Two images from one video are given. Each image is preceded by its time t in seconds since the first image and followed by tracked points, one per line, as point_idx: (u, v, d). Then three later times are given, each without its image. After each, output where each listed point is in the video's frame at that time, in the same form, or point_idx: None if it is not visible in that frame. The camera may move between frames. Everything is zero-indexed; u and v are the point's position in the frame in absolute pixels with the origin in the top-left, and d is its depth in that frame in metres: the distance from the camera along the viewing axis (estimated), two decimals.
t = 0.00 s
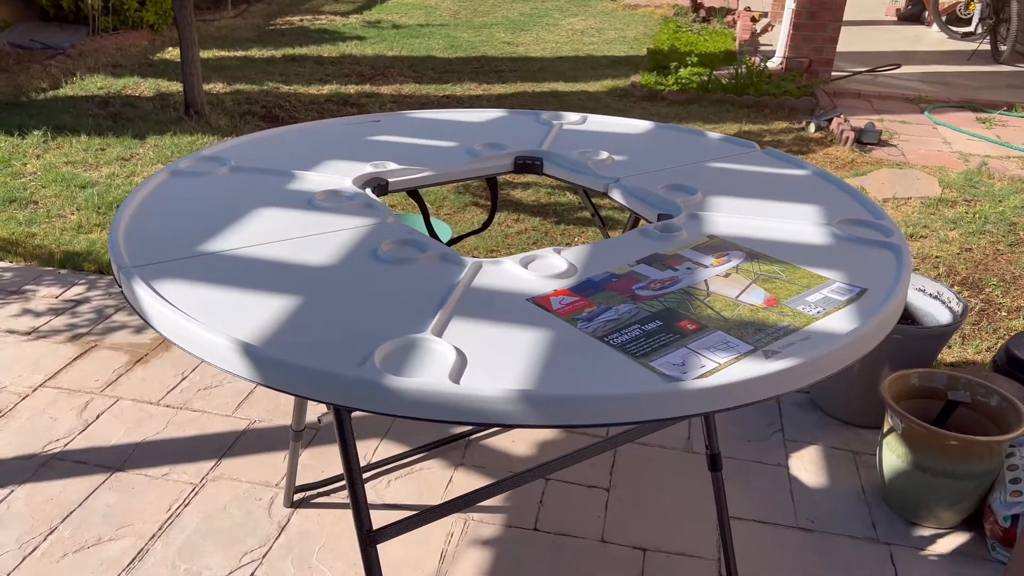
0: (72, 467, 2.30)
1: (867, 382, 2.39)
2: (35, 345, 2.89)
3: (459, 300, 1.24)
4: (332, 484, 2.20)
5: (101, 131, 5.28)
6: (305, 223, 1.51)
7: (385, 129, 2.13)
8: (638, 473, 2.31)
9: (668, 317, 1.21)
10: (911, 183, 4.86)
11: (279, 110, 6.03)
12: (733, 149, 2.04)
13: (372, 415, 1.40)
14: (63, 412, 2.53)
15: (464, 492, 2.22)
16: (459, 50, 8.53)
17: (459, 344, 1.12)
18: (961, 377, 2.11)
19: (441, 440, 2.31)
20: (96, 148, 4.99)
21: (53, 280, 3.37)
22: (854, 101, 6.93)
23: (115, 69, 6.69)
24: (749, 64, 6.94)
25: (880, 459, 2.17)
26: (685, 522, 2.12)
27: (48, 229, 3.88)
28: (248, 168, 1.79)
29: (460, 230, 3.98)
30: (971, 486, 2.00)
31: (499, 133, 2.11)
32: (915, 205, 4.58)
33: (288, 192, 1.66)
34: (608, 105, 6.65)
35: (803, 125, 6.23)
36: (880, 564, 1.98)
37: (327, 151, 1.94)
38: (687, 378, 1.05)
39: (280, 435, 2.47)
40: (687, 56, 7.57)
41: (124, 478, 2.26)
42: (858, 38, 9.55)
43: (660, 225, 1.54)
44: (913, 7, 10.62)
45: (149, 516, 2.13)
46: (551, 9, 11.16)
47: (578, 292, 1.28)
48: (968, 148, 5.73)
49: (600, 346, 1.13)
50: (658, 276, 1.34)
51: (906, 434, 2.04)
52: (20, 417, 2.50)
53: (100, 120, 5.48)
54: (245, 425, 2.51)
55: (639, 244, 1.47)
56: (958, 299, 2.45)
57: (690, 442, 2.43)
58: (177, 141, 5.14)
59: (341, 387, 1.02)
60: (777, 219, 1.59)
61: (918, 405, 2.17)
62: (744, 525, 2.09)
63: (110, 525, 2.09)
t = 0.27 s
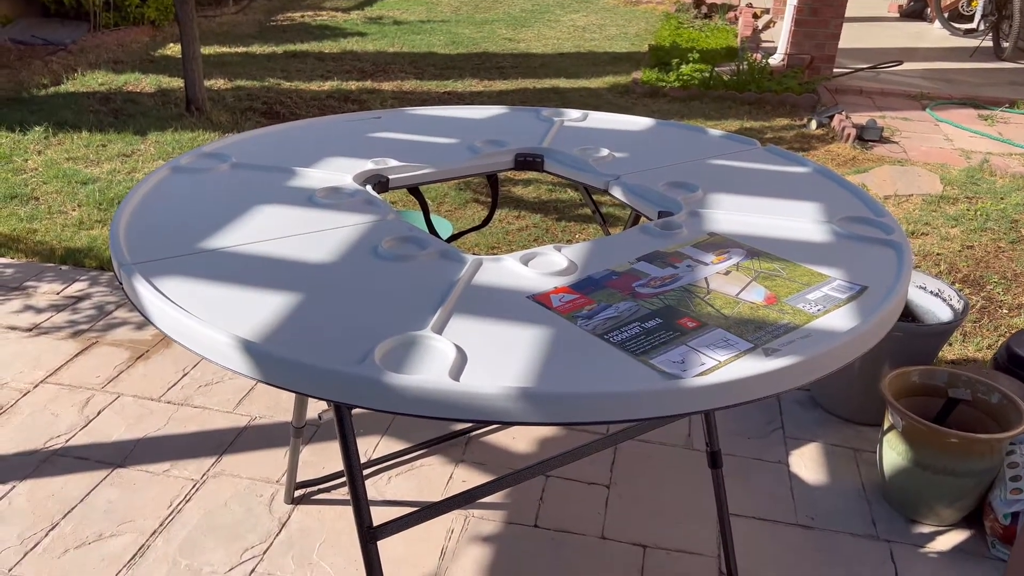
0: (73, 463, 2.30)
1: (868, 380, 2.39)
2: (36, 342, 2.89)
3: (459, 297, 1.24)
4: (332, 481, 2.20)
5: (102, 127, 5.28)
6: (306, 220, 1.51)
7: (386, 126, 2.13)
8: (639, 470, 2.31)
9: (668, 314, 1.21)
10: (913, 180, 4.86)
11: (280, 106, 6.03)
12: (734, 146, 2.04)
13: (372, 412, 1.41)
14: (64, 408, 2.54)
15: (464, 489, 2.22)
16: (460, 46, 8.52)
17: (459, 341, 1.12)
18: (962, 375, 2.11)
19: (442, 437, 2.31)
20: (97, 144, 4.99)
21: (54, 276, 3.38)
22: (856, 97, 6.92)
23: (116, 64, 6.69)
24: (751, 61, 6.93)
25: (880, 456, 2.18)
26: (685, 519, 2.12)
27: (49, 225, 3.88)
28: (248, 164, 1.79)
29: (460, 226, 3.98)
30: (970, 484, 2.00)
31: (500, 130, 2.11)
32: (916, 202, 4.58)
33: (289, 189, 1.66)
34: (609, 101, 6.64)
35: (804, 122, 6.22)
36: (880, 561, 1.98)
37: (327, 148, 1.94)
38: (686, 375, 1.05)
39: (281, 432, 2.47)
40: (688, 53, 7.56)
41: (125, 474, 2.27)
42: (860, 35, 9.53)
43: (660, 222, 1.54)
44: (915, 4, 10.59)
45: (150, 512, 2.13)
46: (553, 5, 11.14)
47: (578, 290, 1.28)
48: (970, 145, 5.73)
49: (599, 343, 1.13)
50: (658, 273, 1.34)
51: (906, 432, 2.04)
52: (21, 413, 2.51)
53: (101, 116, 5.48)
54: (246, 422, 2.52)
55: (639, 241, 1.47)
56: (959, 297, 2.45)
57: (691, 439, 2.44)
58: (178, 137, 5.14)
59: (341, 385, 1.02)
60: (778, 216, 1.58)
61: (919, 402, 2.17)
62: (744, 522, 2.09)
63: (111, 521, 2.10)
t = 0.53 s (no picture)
0: (76, 459, 2.31)
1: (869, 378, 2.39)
2: (39, 338, 2.90)
3: (462, 294, 1.25)
4: (334, 477, 2.21)
5: (104, 124, 5.28)
6: (308, 217, 1.51)
7: (388, 123, 2.13)
8: (640, 467, 2.31)
9: (670, 312, 1.22)
10: (915, 178, 4.85)
11: (282, 103, 6.03)
12: (736, 143, 2.04)
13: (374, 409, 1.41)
14: (67, 404, 2.54)
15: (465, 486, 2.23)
16: (462, 43, 8.52)
17: (461, 338, 1.13)
18: (963, 373, 2.11)
19: (443, 434, 2.32)
20: (99, 141, 5.00)
21: (56, 273, 3.38)
22: (858, 95, 6.91)
23: (118, 61, 6.69)
24: (753, 58, 6.92)
25: (882, 453, 2.18)
26: (686, 516, 2.13)
27: (52, 222, 3.89)
28: (250, 161, 1.79)
29: (462, 224, 3.98)
30: (971, 481, 2.00)
31: (502, 127, 2.11)
32: (918, 199, 4.57)
33: (291, 186, 1.66)
34: (611, 98, 6.64)
35: (806, 119, 6.22)
36: (880, 558, 1.99)
37: (329, 144, 1.94)
38: (688, 372, 1.05)
39: (283, 428, 2.48)
40: (690, 50, 7.55)
41: (128, 470, 2.28)
42: (862, 32, 9.52)
43: (662, 219, 1.54)
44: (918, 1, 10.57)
45: (152, 508, 2.14)
46: (555, 2, 11.13)
47: (580, 287, 1.28)
48: (972, 143, 5.72)
49: (602, 340, 1.13)
50: (660, 271, 1.34)
51: (907, 430, 2.04)
52: (24, 409, 2.51)
53: (103, 113, 5.48)
54: (248, 418, 2.52)
55: (641, 238, 1.47)
56: (961, 295, 2.45)
57: (692, 436, 2.44)
58: (180, 134, 5.15)
59: (343, 381, 1.03)
60: (780, 213, 1.58)
61: (920, 400, 2.17)
62: (745, 519, 2.09)
63: (114, 517, 2.10)
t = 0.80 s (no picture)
0: (77, 457, 2.31)
1: (870, 377, 2.39)
2: (40, 336, 2.90)
3: (463, 293, 1.25)
4: (335, 476, 2.21)
5: (105, 122, 5.29)
6: (309, 216, 1.51)
7: (389, 122, 2.13)
8: (641, 466, 2.31)
9: (671, 310, 1.22)
10: (916, 177, 4.85)
11: (283, 102, 6.03)
12: (737, 143, 2.04)
13: (375, 407, 1.41)
14: (68, 403, 2.55)
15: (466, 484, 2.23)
16: (463, 42, 8.52)
17: (462, 336, 1.13)
18: (964, 373, 2.12)
19: (444, 432, 2.32)
20: (101, 139, 5.00)
21: (58, 271, 3.39)
22: (859, 94, 6.91)
23: (119, 59, 6.70)
24: (754, 57, 6.92)
25: (882, 452, 2.18)
26: (686, 515, 2.13)
27: (53, 220, 3.90)
28: (251, 160, 1.79)
29: (463, 223, 3.99)
30: (971, 481, 2.00)
31: (503, 126, 2.11)
32: (919, 199, 4.57)
33: (292, 184, 1.66)
34: (612, 97, 6.65)
35: (808, 118, 6.22)
36: (880, 557, 1.99)
37: (331, 143, 1.94)
38: (689, 371, 1.05)
39: (283, 426, 2.48)
40: (691, 49, 7.55)
41: (129, 468, 2.28)
42: (863, 31, 9.51)
43: (663, 218, 1.54)
44: None
45: (154, 506, 2.14)
46: (556, 1, 11.13)
47: (581, 286, 1.28)
48: (973, 142, 5.72)
49: (602, 339, 1.13)
50: (661, 270, 1.34)
51: (908, 429, 2.04)
52: (25, 406, 2.52)
53: (105, 111, 5.49)
54: (249, 417, 2.52)
55: (642, 238, 1.47)
56: (961, 294, 2.45)
57: (693, 435, 2.44)
58: (181, 133, 5.15)
59: (344, 379, 1.03)
60: (781, 213, 1.59)
61: (920, 399, 2.17)
62: (746, 518, 2.10)
63: (115, 515, 2.11)
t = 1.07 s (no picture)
0: (78, 456, 2.32)
1: (869, 377, 2.39)
2: (41, 335, 2.91)
3: (463, 293, 1.25)
4: (335, 475, 2.22)
5: (106, 122, 5.29)
6: (310, 216, 1.52)
7: (390, 122, 2.13)
8: (641, 466, 2.32)
9: (671, 311, 1.22)
10: (916, 177, 4.86)
11: (284, 102, 6.03)
12: (737, 143, 2.04)
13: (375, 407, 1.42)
14: (69, 402, 2.55)
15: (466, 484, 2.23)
16: (464, 42, 8.52)
17: (462, 336, 1.13)
18: (963, 373, 2.12)
19: (444, 432, 2.32)
20: (102, 139, 5.01)
21: (58, 270, 3.39)
22: (860, 94, 6.91)
23: (120, 59, 6.70)
24: (755, 57, 6.92)
25: (881, 452, 2.18)
26: (686, 515, 2.13)
27: (54, 219, 3.90)
28: (252, 160, 1.79)
29: (463, 222, 3.99)
30: (970, 481, 2.01)
31: (503, 127, 2.12)
32: (919, 199, 4.57)
33: (292, 185, 1.67)
34: (612, 97, 6.65)
35: (808, 118, 6.22)
36: (880, 557, 1.99)
37: (331, 143, 1.94)
38: (688, 372, 1.06)
39: (284, 426, 2.48)
40: (692, 49, 7.56)
41: (130, 467, 2.28)
42: (864, 32, 9.52)
43: (663, 219, 1.54)
44: None
45: (154, 505, 2.15)
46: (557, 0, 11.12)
47: (581, 286, 1.29)
48: (973, 143, 5.72)
49: (602, 339, 1.14)
50: (660, 270, 1.35)
51: (907, 429, 2.05)
52: (26, 406, 2.52)
53: (106, 110, 5.50)
54: (250, 416, 2.53)
55: (641, 238, 1.47)
56: (961, 295, 2.45)
57: (692, 435, 2.45)
58: (182, 132, 5.16)
59: (345, 379, 1.03)
60: (780, 213, 1.59)
61: (920, 399, 2.18)
62: (745, 518, 2.10)
63: (116, 514, 2.11)
